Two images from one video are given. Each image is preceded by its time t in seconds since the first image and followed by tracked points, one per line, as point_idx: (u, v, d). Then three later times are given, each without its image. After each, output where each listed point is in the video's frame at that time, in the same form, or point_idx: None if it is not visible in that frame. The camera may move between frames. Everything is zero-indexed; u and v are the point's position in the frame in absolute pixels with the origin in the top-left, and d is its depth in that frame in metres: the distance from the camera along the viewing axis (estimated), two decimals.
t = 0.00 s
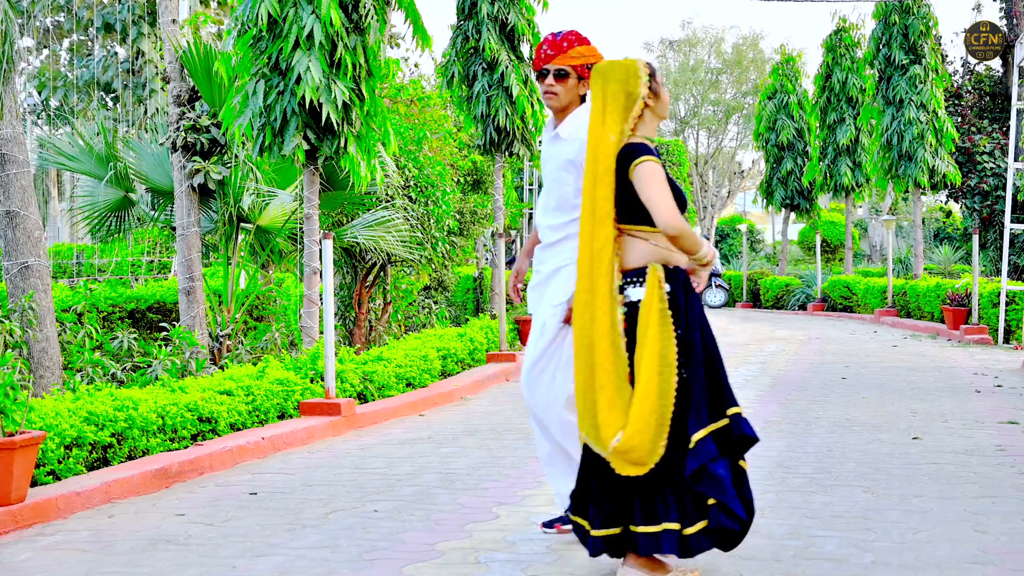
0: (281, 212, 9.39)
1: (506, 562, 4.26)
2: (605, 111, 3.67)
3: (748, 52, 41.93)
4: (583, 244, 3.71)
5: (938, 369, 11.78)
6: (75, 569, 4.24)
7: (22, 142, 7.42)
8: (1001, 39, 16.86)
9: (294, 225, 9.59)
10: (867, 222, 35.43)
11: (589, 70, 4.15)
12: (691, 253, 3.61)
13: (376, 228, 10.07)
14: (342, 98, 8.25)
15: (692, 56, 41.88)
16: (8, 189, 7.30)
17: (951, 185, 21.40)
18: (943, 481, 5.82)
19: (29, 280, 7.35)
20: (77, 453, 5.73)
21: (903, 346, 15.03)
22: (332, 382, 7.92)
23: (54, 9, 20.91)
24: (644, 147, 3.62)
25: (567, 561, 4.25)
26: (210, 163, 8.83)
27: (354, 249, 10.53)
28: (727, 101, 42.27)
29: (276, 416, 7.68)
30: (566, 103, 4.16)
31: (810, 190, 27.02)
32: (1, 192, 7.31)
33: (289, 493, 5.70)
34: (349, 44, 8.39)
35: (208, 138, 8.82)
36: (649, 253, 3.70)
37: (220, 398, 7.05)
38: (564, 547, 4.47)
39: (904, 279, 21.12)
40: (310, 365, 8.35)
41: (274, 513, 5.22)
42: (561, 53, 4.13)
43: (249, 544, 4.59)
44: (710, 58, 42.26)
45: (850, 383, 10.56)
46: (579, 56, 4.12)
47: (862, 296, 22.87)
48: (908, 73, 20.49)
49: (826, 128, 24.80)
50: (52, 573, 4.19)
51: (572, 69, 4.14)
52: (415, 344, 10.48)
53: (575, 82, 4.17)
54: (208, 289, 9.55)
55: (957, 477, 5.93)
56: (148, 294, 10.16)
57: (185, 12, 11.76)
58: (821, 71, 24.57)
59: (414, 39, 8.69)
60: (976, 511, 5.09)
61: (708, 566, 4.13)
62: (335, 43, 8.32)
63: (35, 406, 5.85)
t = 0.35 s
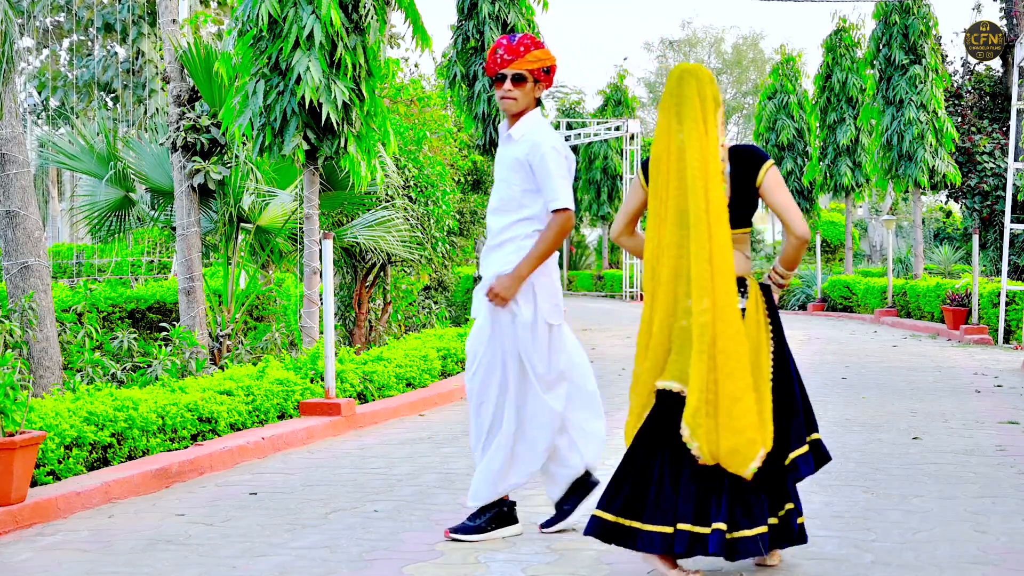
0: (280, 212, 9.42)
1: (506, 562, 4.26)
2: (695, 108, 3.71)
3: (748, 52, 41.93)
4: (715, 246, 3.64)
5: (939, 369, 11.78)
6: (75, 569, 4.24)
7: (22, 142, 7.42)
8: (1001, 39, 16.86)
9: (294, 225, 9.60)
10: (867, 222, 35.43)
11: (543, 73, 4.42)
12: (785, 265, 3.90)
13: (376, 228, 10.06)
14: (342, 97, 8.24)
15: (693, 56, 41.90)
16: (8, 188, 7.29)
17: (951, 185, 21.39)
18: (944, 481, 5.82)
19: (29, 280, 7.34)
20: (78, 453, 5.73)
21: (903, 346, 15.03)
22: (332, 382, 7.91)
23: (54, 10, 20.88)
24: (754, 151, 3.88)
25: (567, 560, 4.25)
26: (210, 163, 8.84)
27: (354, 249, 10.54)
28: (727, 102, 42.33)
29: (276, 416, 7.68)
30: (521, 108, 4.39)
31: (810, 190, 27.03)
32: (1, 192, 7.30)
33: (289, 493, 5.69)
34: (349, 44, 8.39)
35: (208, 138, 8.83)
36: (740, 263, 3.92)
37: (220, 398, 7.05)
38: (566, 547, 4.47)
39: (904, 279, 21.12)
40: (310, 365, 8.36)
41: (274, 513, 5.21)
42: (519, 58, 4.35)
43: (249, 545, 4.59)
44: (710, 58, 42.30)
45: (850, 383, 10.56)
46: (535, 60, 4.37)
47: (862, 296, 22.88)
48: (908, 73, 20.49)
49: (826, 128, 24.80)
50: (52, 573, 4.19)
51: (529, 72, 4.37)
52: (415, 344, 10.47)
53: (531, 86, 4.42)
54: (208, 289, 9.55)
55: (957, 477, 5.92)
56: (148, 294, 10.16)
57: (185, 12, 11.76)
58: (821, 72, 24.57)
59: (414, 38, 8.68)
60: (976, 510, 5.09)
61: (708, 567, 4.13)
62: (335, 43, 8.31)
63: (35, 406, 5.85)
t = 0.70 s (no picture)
0: (280, 212, 9.48)
1: (506, 562, 4.26)
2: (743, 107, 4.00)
3: (748, 52, 41.99)
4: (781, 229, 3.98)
5: (939, 369, 11.78)
6: (76, 569, 4.24)
7: (22, 142, 7.41)
8: (1001, 39, 16.86)
9: (293, 225, 9.68)
10: (867, 222, 35.43)
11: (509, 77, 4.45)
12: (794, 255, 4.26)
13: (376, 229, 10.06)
14: (342, 98, 8.24)
15: (693, 57, 41.96)
16: (8, 188, 7.29)
17: (951, 185, 21.38)
18: (943, 481, 5.82)
19: (29, 281, 7.34)
20: (78, 453, 5.73)
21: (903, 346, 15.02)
22: (332, 382, 7.91)
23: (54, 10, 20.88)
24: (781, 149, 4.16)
25: (568, 561, 4.25)
26: (210, 163, 8.83)
27: (354, 249, 10.55)
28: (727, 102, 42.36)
29: (277, 416, 7.67)
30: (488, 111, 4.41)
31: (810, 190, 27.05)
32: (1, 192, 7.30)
33: (289, 493, 5.69)
34: (349, 45, 8.39)
35: (208, 138, 8.82)
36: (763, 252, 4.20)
37: (220, 398, 7.05)
38: (566, 547, 4.48)
39: (904, 279, 21.12)
40: (310, 365, 8.36)
41: (274, 513, 5.21)
42: (492, 59, 4.37)
43: (249, 545, 4.59)
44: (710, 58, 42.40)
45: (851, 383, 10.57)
46: (507, 62, 4.43)
47: (862, 296, 22.88)
48: (908, 73, 20.49)
49: (826, 128, 24.80)
50: (52, 573, 4.19)
51: (500, 73, 4.41)
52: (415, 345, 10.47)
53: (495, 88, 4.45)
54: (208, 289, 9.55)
55: (957, 477, 5.93)
56: (148, 294, 10.16)
57: (185, 12, 11.76)
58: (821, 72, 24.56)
59: (414, 38, 8.68)
60: (977, 511, 5.09)
61: (709, 566, 4.13)
62: (335, 43, 8.31)
63: (35, 406, 5.85)
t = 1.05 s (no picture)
0: (280, 212, 9.50)
1: (505, 562, 4.26)
2: (774, 128, 4.16)
3: (747, 53, 42.06)
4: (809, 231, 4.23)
5: (939, 369, 11.78)
6: (75, 570, 4.24)
7: (22, 142, 7.41)
8: (1001, 39, 16.84)
9: (293, 226, 9.71)
10: (867, 222, 35.45)
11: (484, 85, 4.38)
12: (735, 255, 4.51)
13: (376, 228, 10.15)
14: (342, 98, 8.24)
15: (693, 57, 42.10)
16: (8, 188, 7.29)
17: (951, 184, 21.34)
18: (943, 481, 5.82)
19: (29, 280, 7.34)
20: (78, 453, 5.73)
21: (903, 346, 15.02)
22: (332, 382, 7.91)
23: (55, 9, 20.89)
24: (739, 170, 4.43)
25: (568, 561, 4.25)
26: (210, 163, 8.79)
27: (353, 249, 10.60)
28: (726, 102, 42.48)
29: (277, 416, 7.68)
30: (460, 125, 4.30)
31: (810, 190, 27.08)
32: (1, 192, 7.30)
33: (289, 493, 5.69)
34: (349, 44, 8.39)
35: (208, 139, 8.79)
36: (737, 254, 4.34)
37: (220, 398, 7.05)
38: (565, 547, 4.48)
39: (904, 279, 21.11)
40: (310, 365, 8.36)
41: (274, 513, 5.21)
42: (483, 70, 4.28)
43: (249, 545, 4.59)
44: (710, 58, 42.47)
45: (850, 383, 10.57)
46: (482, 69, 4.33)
47: (862, 296, 22.88)
48: (908, 73, 20.49)
49: (825, 128, 24.79)
50: (52, 573, 4.19)
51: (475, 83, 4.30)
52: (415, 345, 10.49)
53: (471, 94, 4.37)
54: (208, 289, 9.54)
55: (957, 477, 5.93)
56: (148, 294, 10.16)
57: (185, 12, 11.76)
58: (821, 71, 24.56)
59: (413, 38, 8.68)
60: (977, 510, 5.09)
61: (709, 566, 4.13)
62: (335, 43, 8.31)
63: (35, 406, 5.85)
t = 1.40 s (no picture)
0: (281, 212, 9.64)
1: (505, 562, 4.26)
2: (742, 130, 4.45)
3: (748, 52, 42.12)
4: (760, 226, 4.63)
5: (939, 369, 11.78)
6: (75, 569, 4.24)
7: (22, 142, 7.40)
8: (1001, 39, 16.80)
9: (294, 226, 9.82)
10: (867, 222, 35.46)
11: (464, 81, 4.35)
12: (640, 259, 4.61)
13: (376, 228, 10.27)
14: (342, 98, 8.25)
15: (693, 57, 42.24)
16: (8, 188, 7.29)
17: (951, 185, 21.26)
18: (943, 481, 5.82)
19: (29, 280, 7.34)
20: (78, 453, 5.73)
21: (903, 346, 15.02)
22: (332, 382, 7.91)
23: (55, 10, 20.91)
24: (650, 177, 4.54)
25: (567, 561, 4.25)
26: (210, 163, 8.77)
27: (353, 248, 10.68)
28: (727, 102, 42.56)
29: (277, 416, 7.68)
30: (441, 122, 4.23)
31: (810, 190, 27.08)
32: (1, 191, 7.30)
33: (289, 493, 5.70)
34: (349, 44, 8.39)
35: (209, 139, 8.77)
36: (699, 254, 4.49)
37: (220, 398, 7.05)
38: (564, 547, 4.48)
39: (904, 279, 21.10)
40: (310, 365, 8.36)
41: (275, 513, 5.21)
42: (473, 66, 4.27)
43: (249, 544, 4.60)
44: (710, 58, 42.55)
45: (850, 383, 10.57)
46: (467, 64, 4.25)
47: (862, 297, 22.87)
48: (908, 73, 20.50)
49: (825, 128, 24.78)
50: (52, 573, 4.19)
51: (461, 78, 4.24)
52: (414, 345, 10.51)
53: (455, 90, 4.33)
54: (207, 289, 9.55)
55: (957, 477, 5.93)
56: (148, 294, 10.16)
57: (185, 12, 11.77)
58: (821, 72, 24.56)
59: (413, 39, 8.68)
60: (976, 510, 5.09)
61: (709, 566, 4.14)
62: (335, 43, 8.31)
63: (35, 406, 5.85)
